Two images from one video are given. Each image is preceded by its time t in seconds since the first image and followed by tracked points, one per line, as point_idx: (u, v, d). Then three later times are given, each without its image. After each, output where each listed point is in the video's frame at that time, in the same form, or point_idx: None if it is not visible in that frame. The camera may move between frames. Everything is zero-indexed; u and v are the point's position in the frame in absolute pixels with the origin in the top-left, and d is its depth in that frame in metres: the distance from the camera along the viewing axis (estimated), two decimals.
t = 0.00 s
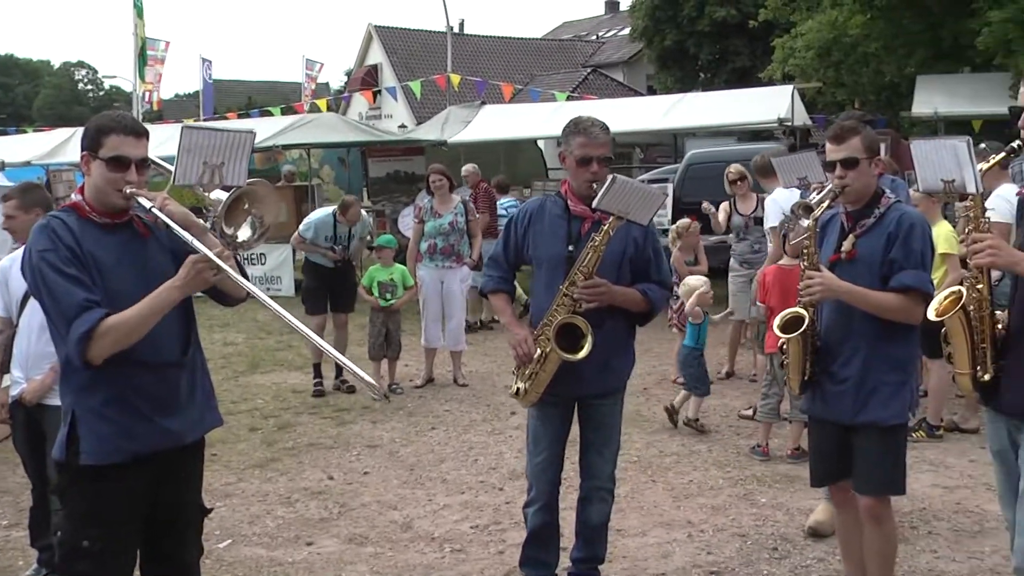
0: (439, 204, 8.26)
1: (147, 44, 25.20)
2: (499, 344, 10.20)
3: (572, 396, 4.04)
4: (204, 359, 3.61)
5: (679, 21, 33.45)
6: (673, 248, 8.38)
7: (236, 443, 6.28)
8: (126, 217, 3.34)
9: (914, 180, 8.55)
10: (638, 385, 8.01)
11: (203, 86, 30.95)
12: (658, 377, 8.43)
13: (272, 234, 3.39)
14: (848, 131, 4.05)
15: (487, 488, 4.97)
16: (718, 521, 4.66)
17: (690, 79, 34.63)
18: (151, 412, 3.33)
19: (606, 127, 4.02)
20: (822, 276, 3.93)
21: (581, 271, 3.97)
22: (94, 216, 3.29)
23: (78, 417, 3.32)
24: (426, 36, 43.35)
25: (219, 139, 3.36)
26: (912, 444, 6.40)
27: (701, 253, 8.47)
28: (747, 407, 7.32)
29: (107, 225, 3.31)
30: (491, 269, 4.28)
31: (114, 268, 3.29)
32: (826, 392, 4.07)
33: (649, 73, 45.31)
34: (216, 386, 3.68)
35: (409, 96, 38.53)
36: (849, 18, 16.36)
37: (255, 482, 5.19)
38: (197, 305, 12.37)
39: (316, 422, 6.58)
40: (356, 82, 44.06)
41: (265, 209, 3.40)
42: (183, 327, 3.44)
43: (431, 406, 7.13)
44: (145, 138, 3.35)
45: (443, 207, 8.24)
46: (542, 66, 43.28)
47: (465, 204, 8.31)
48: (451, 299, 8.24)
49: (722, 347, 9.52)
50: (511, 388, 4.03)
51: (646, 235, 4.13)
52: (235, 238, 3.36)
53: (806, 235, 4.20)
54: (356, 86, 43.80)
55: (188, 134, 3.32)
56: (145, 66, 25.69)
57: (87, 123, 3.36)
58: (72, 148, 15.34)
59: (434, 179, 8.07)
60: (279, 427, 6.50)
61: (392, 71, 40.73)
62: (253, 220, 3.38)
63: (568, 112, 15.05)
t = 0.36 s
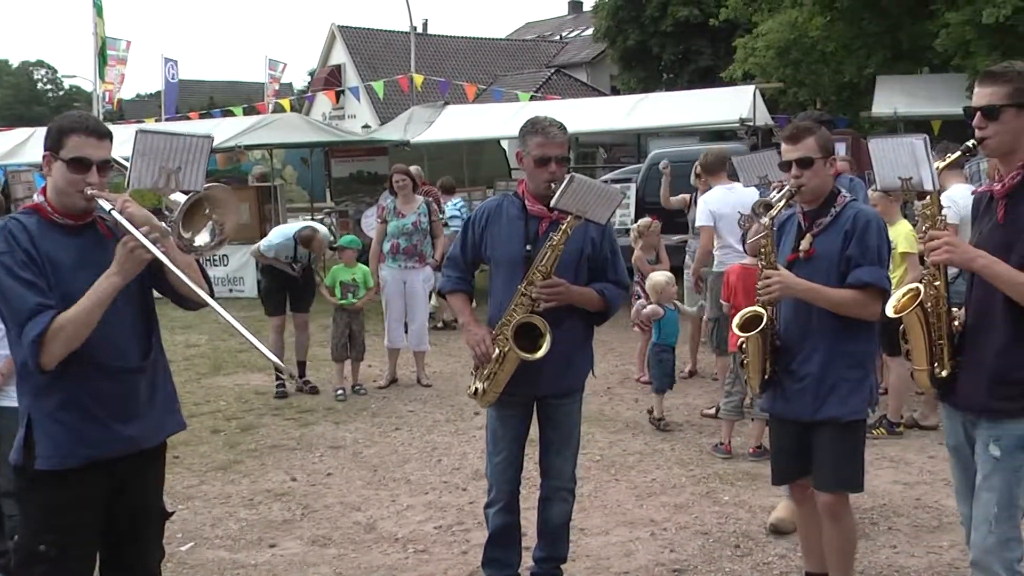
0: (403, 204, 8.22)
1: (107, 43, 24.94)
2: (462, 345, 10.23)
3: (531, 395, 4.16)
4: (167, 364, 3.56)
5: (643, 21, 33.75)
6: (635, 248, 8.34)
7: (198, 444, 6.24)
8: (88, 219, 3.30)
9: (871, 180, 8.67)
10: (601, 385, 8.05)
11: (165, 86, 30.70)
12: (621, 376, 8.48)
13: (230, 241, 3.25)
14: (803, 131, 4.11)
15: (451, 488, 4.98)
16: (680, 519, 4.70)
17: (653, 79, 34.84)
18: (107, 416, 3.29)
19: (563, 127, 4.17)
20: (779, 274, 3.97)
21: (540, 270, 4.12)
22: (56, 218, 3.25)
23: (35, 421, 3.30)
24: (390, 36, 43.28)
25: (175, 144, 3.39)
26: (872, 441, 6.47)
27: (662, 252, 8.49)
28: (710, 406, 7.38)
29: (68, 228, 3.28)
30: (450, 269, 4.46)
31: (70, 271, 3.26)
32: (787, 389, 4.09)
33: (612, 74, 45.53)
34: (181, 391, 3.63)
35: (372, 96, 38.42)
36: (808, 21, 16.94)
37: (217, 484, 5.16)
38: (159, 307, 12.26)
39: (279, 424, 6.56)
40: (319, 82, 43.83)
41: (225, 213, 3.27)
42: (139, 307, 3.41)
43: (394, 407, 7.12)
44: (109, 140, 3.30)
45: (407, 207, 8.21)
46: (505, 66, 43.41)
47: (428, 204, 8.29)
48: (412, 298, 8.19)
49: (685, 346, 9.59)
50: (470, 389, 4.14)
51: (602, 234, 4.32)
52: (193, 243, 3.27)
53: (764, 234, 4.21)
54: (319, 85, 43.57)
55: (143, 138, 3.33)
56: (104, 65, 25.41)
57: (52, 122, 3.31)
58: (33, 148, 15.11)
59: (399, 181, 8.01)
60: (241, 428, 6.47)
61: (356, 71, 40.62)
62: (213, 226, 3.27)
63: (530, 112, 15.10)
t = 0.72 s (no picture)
0: (379, 208, 8.24)
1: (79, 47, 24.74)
2: (437, 350, 10.25)
3: (507, 399, 4.18)
4: (141, 369, 3.53)
5: (619, 27, 33.98)
6: (609, 253, 8.39)
7: (173, 449, 6.22)
8: (60, 223, 3.28)
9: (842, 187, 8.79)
10: (577, 389, 8.09)
11: (141, 90, 30.54)
12: (596, 381, 8.52)
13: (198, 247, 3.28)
14: (777, 136, 4.13)
15: (426, 493, 4.99)
16: (655, 522, 4.72)
17: (630, 83, 35.01)
18: (79, 423, 3.26)
19: (535, 132, 4.24)
20: (753, 277, 3.98)
21: (512, 273, 4.16)
22: (27, 223, 3.22)
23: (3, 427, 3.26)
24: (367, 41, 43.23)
25: (138, 151, 3.43)
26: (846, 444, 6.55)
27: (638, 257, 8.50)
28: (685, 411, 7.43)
29: (39, 233, 3.26)
30: (424, 276, 4.47)
31: (42, 278, 3.23)
32: (759, 393, 4.10)
33: (589, 78, 45.70)
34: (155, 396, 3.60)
35: (348, 101, 38.34)
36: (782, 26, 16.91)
37: (192, 490, 5.15)
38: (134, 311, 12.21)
39: (254, 429, 6.56)
40: (295, 87, 43.72)
41: (194, 219, 3.29)
42: (116, 329, 3.40)
43: (370, 411, 7.14)
44: (78, 145, 3.29)
45: (382, 210, 8.24)
46: (481, 71, 43.47)
47: (404, 209, 8.31)
48: (389, 305, 8.25)
49: (660, 351, 9.65)
50: (444, 393, 4.16)
51: (575, 237, 4.36)
52: (159, 248, 3.26)
53: (739, 238, 4.23)
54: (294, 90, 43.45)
55: (104, 146, 3.38)
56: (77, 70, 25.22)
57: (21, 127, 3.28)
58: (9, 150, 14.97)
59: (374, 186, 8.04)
60: (216, 433, 6.46)
61: (332, 76, 40.56)
62: (181, 231, 3.29)
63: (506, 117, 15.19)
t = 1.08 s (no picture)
0: (345, 208, 8.27)
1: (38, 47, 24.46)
2: (403, 351, 10.28)
3: (474, 398, 4.18)
4: (104, 370, 3.50)
5: (585, 27, 34.21)
6: (574, 252, 8.42)
7: (139, 451, 6.20)
8: (17, 224, 3.25)
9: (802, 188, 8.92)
10: (543, 389, 8.17)
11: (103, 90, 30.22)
12: (562, 381, 8.60)
13: (159, 243, 3.26)
14: (741, 136, 4.16)
15: (392, 493, 5.02)
16: (620, 521, 4.76)
17: (596, 83, 35.28)
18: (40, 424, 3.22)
19: (498, 132, 4.25)
20: (718, 278, 3.99)
21: (476, 273, 4.17)
22: None
23: None
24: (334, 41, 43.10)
25: (92, 145, 3.44)
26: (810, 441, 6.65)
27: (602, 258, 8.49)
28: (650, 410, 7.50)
29: None
30: (390, 278, 4.46)
31: None
32: (724, 392, 4.13)
33: (554, 79, 45.84)
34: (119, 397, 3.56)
35: (314, 101, 38.19)
36: (747, 27, 16.59)
37: (157, 492, 5.15)
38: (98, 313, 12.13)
39: (219, 431, 6.56)
40: (260, 87, 43.47)
41: (155, 214, 3.29)
42: (75, 321, 3.36)
43: (335, 412, 7.17)
44: (34, 143, 3.23)
45: (348, 211, 8.26)
46: (449, 71, 43.50)
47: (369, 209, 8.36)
48: (355, 305, 8.26)
49: (625, 350, 9.75)
50: (412, 393, 4.15)
51: (540, 236, 4.37)
52: (119, 244, 3.24)
53: (704, 238, 4.26)
54: (259, 90, 43.22)
55: (58, 141, 3.38)
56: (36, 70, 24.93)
57: None
58: None
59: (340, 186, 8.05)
60: (181, 436, 6.45)
61: (298, 76, 40.38)
62: (142, 227, 3.28)
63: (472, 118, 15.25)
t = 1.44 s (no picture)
0: (304, 212, 8.31)
1: None
2: (364, 355, 10.29)
3: (435, 401, 4.18)
4: (56, 374, 3.45)
5: (547, 31, 34.35)
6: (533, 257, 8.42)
7: (97, 456, 6.16)
8: None
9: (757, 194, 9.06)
10: (504, 393, 8.23)
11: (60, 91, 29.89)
12: (523, 385, 8.67)
13: (109, 246, 3.22)
14: (700, 141, 4.20)
15: (352, 497, 5.03)
16: (579, 523, 4.80)
17: (558, 87, 35.41)
18: None
19: (458, 136, 4.25)
20: (678, 282, 4.03)
21: (437, 277, 4.17)
22: None
23: None
24: (297, 43, 42.94)
25: (43, 146, 3.26)
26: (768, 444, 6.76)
27: (561, 260, 8.49)
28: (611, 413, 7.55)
29: None
30: (353, 282, 4.45)
31: None
32: (683, 396, 4.15)
33: (517, 82, 46.03)
34: (72, 402, 3.51)
35: (275, 104, 38.01)
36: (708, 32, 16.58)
37: (114, 497, 5.13)
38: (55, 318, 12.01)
39: (177, 436, 6.53)
40: (220, 89, 43.19)
41: (106, 216, 3.23)
42: (26, 324, 3.32)
43: (295, 417, 7.20)
44: None
45: (307, 215, 8.30)
46: (411, 74, 43.45)
47: (328, 213, 8.41)
48: (315, 308, 8.28)
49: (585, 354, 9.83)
50: (373, 396, 4.13)
51: (501, 239, 4.38)
52: (69, 247, 3.19)
53: (664, 242, 4.28)
54: (219, 93, 42.96)
55: (7, 140, 3.20)
56: None
57: None
58: None
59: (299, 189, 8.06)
60: (139, 441, 6.41)
61: (259, 79, 40.16)
62: (94, 229, 3.22)
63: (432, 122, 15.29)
